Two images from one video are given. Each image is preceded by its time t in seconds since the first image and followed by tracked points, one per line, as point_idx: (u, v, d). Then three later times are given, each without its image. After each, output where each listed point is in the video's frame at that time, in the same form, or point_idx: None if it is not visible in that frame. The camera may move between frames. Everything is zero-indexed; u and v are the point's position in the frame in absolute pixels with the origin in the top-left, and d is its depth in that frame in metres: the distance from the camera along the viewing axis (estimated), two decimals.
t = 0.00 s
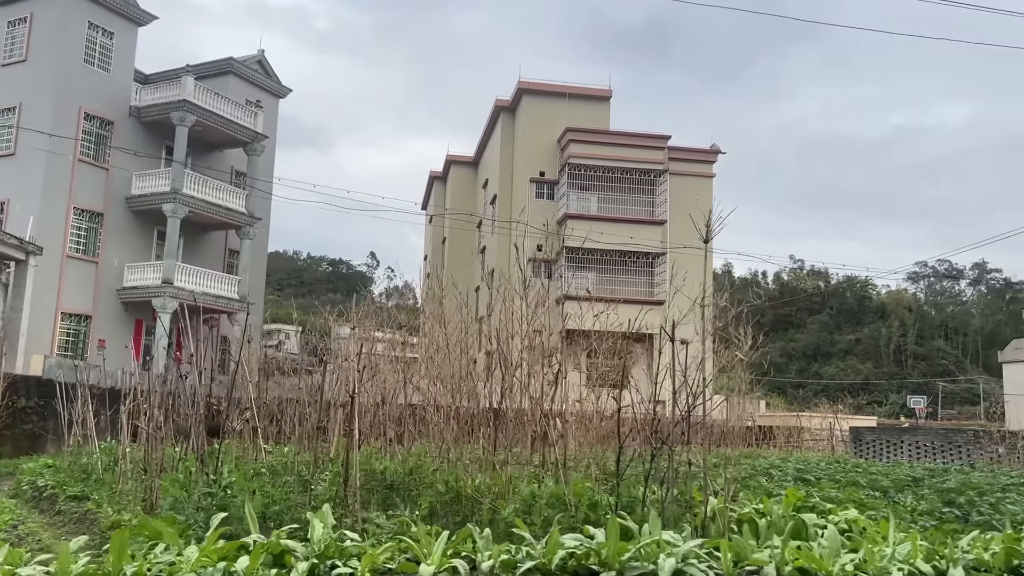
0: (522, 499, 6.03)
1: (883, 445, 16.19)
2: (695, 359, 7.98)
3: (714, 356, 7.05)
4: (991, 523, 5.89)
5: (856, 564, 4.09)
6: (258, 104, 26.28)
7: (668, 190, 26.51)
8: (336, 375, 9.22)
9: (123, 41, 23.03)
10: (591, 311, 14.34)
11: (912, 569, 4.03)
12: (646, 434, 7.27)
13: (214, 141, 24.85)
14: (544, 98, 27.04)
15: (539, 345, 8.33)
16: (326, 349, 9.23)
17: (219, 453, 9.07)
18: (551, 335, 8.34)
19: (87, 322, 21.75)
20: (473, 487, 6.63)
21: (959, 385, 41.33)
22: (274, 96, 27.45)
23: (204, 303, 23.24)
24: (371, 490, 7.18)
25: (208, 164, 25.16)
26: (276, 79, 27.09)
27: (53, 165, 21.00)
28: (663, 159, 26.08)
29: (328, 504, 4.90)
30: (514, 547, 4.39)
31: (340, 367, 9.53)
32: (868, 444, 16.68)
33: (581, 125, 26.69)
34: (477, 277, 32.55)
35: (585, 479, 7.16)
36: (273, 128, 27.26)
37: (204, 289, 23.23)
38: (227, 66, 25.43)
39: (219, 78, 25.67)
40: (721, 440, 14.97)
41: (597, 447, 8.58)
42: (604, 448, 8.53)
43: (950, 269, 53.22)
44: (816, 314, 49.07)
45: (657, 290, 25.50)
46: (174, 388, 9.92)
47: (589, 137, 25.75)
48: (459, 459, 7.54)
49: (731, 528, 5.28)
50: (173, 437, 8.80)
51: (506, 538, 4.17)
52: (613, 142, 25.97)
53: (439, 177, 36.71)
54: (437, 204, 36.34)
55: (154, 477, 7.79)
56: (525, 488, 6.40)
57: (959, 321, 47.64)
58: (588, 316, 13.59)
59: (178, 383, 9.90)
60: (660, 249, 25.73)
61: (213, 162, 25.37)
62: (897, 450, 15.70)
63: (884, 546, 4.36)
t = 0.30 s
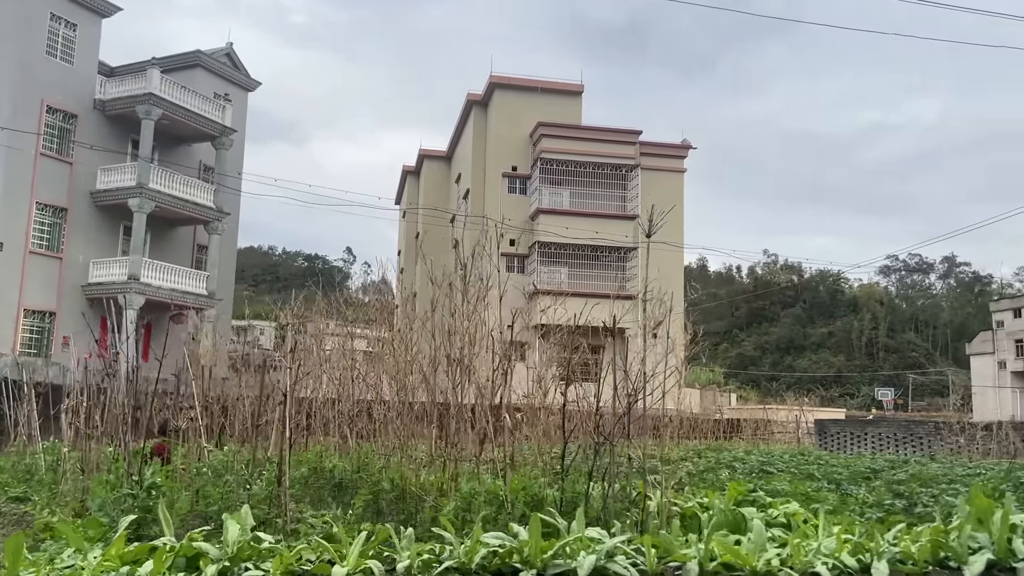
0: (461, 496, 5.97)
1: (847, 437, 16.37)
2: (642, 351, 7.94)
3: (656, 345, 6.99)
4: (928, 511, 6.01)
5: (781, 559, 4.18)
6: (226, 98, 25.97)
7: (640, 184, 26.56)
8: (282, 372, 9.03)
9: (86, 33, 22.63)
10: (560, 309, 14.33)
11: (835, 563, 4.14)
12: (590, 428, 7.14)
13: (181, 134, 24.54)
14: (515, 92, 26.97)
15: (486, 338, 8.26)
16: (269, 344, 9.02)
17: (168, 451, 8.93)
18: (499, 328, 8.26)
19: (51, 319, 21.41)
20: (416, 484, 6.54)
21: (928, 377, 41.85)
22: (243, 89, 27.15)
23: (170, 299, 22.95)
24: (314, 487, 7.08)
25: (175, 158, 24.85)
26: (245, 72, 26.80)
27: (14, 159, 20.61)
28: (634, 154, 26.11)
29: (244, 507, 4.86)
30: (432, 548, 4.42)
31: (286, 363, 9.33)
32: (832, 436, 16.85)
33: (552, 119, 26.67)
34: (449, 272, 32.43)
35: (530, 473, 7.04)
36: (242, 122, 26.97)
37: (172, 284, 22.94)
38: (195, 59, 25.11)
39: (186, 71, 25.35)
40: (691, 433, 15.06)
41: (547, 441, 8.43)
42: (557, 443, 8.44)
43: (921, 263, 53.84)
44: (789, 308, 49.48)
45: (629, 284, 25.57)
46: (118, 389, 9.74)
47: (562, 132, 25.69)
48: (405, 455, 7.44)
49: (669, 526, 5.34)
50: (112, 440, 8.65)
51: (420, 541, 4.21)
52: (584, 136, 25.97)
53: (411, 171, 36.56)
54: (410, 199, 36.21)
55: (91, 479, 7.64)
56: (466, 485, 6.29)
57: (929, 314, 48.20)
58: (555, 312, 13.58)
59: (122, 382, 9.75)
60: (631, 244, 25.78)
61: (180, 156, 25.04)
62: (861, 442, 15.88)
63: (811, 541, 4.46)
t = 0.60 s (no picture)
0: (402, 493, 5.88)
1: (816, 431, 16.53)
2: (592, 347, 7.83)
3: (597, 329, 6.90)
4: (876, 504, 6.05)
5: (715, 555, 4.17)
6: (197, 93, 25.68)
7: (614, 181, 26.58)
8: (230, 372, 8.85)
9: (52, 26, 22.23)
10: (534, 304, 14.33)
11: (768, 558, 4.13)
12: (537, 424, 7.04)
13: (151, 130, 24.24)
14: (489, 87, 26.87)
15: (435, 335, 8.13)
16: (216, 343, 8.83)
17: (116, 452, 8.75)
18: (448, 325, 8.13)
19: (18, 318, 21.07)
20: (362, 483, 6.44)
21: (903, 370, 42.31)
22: (214, 84, 26.85)
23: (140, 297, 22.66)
24: (260, 486, 6.97)
25: (144, 154, 24.54)
26: (216, 66, 26.51)
27: None
28: (609, 149, 26.12)
29: (163, 508, 4.76)
30: (361, 548, 4.34)
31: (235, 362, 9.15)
32: (802, 430, 17.00)
33: (527, 115, 26.62)
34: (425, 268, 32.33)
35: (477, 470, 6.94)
36: (213, 117, 26.68)
37: (140, 282, 22.65)
38: (165, 53, 24.79)
39: (156, 66, 25.02)
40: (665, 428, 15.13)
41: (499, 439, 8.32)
42: (510, 437, 8.35)
43: (895, 258, 54.38)
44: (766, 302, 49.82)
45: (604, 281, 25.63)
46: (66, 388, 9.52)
47: (536, 127, 25.65)
48: (352, 452, 7.34)
49: (613, 524, 5.32)
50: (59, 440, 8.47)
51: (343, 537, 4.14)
52: (558, 132, 25.94)
53: (387, 167, 36.38)
54: (385, 194, 36.04)
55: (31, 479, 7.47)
56: (409, 482, 6.21)
57: (903, 308, 48.73)
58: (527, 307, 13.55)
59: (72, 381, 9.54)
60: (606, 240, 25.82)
61: (150, 151, 24.74)
62: (831, 435, 16.01)
63: (746, 536, 4.45)
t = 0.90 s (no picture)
0: (345, 495, 5.90)
1: (790, 425, 16.56)
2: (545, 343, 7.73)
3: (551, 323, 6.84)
4: (828, 499, 6.08)
5: (652, 555, 4.16)
6: (171, 89, 25.37)
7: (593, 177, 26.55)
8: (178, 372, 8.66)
9: (22, 20, 21.85)
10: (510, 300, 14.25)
11: (706, 558, 4.11)
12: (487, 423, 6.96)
13: (123, 126, 23.92)
14: (467, 83, 26.76)
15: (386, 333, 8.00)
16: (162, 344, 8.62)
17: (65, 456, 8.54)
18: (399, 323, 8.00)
19: None
20: (311, 484, 6.46)
21: (880, 365, 42.65)
22: (188, 80, 26.54)
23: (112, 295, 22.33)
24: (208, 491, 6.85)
25: (117, 150, 24.22)
26: (190, 62, 26.20)
27: None
28: (587, 146, 26.10)
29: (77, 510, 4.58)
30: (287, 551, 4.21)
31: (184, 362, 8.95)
32: (775, 425, 17.04)
33: (504, 111, 26.53)
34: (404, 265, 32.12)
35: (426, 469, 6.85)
36: (187, 113, 26.38)
37: (113, 280, 22.32)
38: (138, 48, 24.47)
39: (129, 61, 24.69)
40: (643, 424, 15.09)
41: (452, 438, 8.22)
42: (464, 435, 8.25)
43: (873, 254, 54.77)
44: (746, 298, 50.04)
45: (583, 277, 25.62)
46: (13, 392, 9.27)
47: (514, 123, 25.55)
48: (301, 453, 7.22)
49: (560, 522, 5.30)
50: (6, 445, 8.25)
51: (263, 540, 3.97)
52: (537, 129, 25.87)
53: (365, 163, 36.16)
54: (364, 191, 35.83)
55: None
56: (354, 484, 6.11)
57: (881, 304, 49.18)
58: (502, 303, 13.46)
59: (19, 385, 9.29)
60: (584, 236, 25.80)
61: (122, 147, 24.41)
62: (802, 430, 16.11)
63: (687, 536, 4.45)
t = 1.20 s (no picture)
0: (290, 496, 5.78)
1: (765, 423, 16.57)
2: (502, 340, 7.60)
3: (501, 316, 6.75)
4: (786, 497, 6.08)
5: (592, 556, 4.12)
6: (147, 85, 25.11)
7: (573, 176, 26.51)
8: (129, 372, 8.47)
9: None
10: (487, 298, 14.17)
11: (647, 558, 4.07)
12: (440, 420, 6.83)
13: (99, 122, 23.65)
14: (447, 81, 26.65)
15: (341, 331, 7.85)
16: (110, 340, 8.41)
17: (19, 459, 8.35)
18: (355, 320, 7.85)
19: None
20: (261, 485, 6.38)
21: (861, 362, 42.89)
22: (166, 76, 26.29)
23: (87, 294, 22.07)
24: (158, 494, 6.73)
25: (92, 147, 23.95)
26: (167, 58, 25.95)
27: None
28: (567, 144, 26.05)
29: None
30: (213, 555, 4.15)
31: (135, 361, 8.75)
32: (751, 423, 17.06)
33: (485, 109, 26.44)
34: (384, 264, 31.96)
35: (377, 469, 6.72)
36: (164, 110, 26.12)
37: (88, 279, 22.06)
38: (114, 44, 24.20)
39: (105, 57, 24.42)
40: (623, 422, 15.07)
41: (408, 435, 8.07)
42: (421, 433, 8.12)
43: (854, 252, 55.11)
44: (729, 297, 50.22)
45: (563, 276, 25.60)
46: None
47: (494, 121, 25.44)
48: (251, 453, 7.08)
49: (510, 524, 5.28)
50: None
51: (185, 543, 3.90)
52: (517, 126, 25.78)
53: (346, 161, 35.97)
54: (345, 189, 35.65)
55: None
56: (301, 483, 6.01)
57: (863, 302, 49.52)
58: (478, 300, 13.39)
59: None
60: (565, 235, 25.77)
61: (98, 144, 24.15)
62: (778, 427, 16.12)
63: (632, 536, 4.43)
